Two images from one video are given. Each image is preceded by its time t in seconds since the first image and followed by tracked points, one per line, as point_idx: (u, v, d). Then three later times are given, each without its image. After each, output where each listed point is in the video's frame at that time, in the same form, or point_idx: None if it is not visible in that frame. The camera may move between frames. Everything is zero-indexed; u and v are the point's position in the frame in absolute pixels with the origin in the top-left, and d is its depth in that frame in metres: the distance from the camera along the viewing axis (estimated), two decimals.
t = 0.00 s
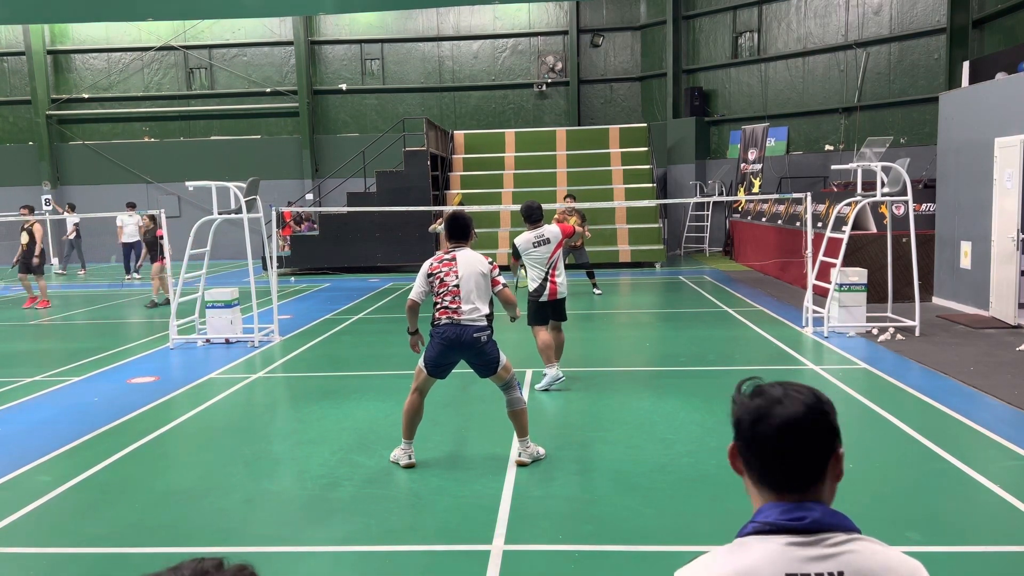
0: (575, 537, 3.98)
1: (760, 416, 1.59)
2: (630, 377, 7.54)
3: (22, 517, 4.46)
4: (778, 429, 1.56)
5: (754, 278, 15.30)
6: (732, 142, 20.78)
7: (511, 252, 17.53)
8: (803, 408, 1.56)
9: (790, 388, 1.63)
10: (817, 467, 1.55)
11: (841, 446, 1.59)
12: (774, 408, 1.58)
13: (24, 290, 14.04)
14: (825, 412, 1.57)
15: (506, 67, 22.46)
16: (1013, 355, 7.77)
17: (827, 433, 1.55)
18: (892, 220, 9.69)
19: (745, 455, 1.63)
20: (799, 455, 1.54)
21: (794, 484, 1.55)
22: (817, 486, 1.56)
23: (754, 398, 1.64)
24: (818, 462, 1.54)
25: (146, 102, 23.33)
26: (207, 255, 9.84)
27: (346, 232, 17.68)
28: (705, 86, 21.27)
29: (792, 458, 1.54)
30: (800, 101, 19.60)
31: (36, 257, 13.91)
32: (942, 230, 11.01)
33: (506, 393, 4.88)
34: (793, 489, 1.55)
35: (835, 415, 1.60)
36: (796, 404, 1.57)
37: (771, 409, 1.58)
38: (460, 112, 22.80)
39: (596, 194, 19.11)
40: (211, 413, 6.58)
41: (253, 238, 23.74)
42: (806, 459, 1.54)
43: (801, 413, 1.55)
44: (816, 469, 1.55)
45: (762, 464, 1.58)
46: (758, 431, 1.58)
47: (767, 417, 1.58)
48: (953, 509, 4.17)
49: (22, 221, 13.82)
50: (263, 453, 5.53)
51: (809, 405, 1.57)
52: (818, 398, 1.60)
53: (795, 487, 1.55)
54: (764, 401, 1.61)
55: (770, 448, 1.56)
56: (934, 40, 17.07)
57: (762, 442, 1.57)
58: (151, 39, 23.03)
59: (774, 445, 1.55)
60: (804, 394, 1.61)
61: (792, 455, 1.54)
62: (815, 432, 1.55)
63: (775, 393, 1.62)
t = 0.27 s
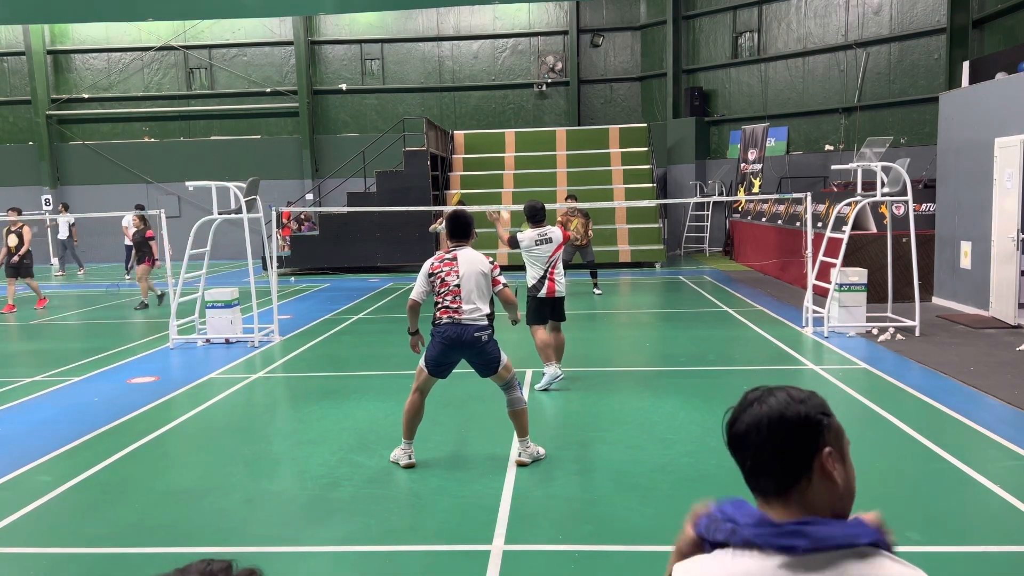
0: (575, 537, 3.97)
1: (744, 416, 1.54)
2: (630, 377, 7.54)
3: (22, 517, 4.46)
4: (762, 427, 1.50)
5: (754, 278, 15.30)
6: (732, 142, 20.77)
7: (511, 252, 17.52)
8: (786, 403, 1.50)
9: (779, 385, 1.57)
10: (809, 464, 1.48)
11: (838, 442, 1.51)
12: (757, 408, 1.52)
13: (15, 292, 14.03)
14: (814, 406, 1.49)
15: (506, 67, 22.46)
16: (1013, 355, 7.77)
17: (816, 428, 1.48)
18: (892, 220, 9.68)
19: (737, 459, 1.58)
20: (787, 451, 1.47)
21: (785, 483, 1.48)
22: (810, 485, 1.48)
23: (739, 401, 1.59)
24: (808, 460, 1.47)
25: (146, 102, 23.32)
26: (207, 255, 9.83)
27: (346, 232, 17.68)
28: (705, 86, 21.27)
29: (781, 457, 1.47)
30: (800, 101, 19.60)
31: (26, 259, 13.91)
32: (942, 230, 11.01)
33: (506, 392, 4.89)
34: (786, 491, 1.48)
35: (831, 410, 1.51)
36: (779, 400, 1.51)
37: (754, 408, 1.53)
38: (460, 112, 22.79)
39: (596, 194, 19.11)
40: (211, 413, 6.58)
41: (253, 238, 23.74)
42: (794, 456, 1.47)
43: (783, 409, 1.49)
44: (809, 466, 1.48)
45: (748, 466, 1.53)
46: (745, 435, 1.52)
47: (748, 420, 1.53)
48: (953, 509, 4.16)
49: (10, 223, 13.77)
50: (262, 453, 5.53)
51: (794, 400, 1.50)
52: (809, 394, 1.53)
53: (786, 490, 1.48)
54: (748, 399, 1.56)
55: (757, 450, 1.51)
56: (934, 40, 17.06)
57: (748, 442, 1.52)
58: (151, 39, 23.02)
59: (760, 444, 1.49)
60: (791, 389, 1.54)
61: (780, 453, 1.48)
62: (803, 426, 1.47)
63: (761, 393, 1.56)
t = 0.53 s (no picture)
0: (575, 537, 3.97)
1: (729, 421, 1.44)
2: (630, 377, 7.54)
3: (22, 517, 4.46)
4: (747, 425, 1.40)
5: (754, 278, 15.30)
6: (732, 142, 20.78)
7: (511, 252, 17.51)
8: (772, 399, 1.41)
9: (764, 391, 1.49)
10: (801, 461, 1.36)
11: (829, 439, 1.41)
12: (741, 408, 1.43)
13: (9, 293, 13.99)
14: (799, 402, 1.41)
15: (506, 67, 22.46)
16: (1013, 355, 7.77)
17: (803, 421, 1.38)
18: (892, 220, 9.69)
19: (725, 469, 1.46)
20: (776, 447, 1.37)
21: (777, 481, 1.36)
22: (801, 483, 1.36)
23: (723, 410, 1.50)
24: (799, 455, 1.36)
25: (146, 102, 23.33)
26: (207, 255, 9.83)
27: (346, 233, 17.69)
28: (704, 86, 21.28)
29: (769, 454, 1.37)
30: (800, 101, 19.60)
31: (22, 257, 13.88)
32: (942, 230, 11.01)
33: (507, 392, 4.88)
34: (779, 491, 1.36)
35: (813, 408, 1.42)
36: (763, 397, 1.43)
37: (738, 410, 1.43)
38: (460, 112, 22.80)
39: (596, 194, 19.11)
40: (211, 413, 6.58)
41: (253, 238, 23.76)
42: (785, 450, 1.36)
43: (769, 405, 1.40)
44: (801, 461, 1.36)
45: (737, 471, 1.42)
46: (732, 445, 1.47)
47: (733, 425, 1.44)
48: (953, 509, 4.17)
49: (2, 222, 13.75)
50: (262, 453, 5.53)
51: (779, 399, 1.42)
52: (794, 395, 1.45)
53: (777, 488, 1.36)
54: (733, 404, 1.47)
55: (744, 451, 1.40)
56: (934, 40, 17.07)
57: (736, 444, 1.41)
58: (151, 39, 23.02)
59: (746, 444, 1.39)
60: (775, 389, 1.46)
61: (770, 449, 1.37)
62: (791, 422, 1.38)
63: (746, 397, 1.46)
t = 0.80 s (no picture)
0: (575, 537, 3.97)
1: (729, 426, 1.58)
2: (630, 377, 7.54)
3: (22, 517, 4.46)
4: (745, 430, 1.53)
5: (754, 278, 15.31)
6: (732, 142, 20.77)
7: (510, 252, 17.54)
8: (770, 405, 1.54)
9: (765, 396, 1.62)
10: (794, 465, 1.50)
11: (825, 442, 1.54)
12: (740, 414, 1.56)
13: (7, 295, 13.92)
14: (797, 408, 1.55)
15: (506, 67, 22.45)
16: (1013, 355, 7.77)
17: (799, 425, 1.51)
18: (892, 220, 9.67)
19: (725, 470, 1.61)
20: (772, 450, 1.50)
21: (773, 485, 1.50)
22: (797, 486, 1.50)
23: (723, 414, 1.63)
24: (792, 460, 1.50)
25: (146, 102, 23.32)
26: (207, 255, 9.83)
27: (346, 233, 17.69)
28: (704, 86, 21.28)
29: (765, 457, 1.50)
30: (800, 101, 19.60)
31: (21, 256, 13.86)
32: (942, 230, 11.02)
33: (496, 397, 4.90)
34: (776, 494, 1.50)
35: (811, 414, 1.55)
36: (762, 404, 1.55)
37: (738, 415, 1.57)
38: (460, 112, 22.79)
39: (596, 194, 19.11)
40: (211, 413, 6.58)
41: (253, 238, 23.75)
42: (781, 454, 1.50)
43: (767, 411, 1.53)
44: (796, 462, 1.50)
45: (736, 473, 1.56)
46: (728, 442, 1.56)
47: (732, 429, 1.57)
48: (953, 509, 4.17)
49: None
50: (263, 452, 5.53)
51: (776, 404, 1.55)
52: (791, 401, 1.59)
53: (773, 491, 1.50)
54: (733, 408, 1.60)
55: (742, 455, 1.53)
56: (934, 40, 17.07)
57: (736, 448, 1.54)
58: (151, 39, 23.02)
59: (746, 448, 1.52)
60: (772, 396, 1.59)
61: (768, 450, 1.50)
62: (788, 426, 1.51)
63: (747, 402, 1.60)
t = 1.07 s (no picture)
0: (576, 537, 3.98)
1: (735, 419, 1.60)
2: (630, 377, 7.54)
3: (22, 517, 4.45)
4: (751, 425, 1.56)
5: (754, 278, 15.30)
6: (732, 142, 20.77)
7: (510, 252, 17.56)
8: (777, 400, 1.56)
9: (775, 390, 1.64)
10: (798, 463, 1.53)
11: (829, 439, 1.57)
12: (746, 406, 1.58)
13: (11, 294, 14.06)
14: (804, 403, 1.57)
15: (506, 67, 22.46)
16: (1013, 355, 7.77)
17: (805, 421, 1.54)
18: (892, 220, 9.67)
19: (728, 463, 1.64)
20: (775, 445, 1.52)
21: (775, 481, 1.52)
22: (799, 483, 1.52)
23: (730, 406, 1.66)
24: (796, 457, 1.52)
25: (146, 102, 23.31)
26: (207, 255, 9.82)
27: (346, 233, 17.69)
28: (705, 86, 21.28)
29: (769, 453, 1.53)
30: (800, 101, 19.60)
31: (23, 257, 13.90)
32: (942, 230, 11.01)
33: (455, 406, 4.88)
34: (777, 490, 1.52)
35: (819, 411, 1.58)
36: (769, 398, 1.58)
37: (743, 408, 1.59)
38: (460, 112, 22.80)
39: (596, 194, 19.12)
40: (212, 413, 6.59)
41: (253, 238, 23.75)
42: (784, 449, 1.52)
43: (773, 405, 1.55)
44: (799, 460, 1.53)
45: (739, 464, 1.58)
46: (732, 435, 1.59)
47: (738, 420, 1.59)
48: (953, 509, 4.17)
49: None
50: (262, 452, 5.53)
51: (783, 398, 1.58)
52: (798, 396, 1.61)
53: (774, 488, 1.52)
54: (741, 400, 1.62)
55: (746, 450, 1.56)
56: (934, 40, 17.07)
57: (740, 442, 1.57)
58: (151, 39, 23.02)
59: (749, 441, 1.55)
60: (780, 391, 1.61)
61: (770, 445, 1.53)
62: (793, 422, 1.53)
63: (755, 395, 1.62)
